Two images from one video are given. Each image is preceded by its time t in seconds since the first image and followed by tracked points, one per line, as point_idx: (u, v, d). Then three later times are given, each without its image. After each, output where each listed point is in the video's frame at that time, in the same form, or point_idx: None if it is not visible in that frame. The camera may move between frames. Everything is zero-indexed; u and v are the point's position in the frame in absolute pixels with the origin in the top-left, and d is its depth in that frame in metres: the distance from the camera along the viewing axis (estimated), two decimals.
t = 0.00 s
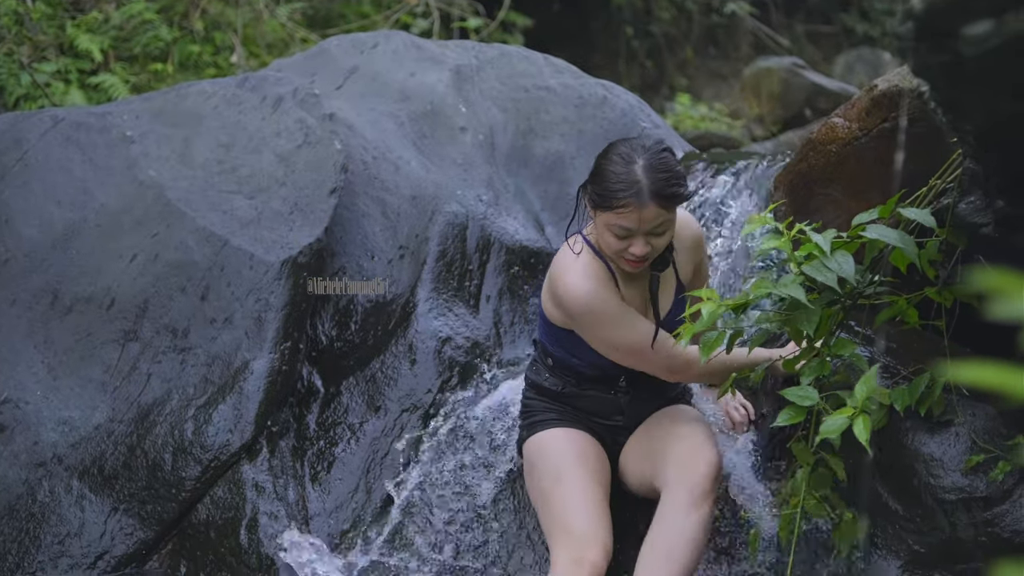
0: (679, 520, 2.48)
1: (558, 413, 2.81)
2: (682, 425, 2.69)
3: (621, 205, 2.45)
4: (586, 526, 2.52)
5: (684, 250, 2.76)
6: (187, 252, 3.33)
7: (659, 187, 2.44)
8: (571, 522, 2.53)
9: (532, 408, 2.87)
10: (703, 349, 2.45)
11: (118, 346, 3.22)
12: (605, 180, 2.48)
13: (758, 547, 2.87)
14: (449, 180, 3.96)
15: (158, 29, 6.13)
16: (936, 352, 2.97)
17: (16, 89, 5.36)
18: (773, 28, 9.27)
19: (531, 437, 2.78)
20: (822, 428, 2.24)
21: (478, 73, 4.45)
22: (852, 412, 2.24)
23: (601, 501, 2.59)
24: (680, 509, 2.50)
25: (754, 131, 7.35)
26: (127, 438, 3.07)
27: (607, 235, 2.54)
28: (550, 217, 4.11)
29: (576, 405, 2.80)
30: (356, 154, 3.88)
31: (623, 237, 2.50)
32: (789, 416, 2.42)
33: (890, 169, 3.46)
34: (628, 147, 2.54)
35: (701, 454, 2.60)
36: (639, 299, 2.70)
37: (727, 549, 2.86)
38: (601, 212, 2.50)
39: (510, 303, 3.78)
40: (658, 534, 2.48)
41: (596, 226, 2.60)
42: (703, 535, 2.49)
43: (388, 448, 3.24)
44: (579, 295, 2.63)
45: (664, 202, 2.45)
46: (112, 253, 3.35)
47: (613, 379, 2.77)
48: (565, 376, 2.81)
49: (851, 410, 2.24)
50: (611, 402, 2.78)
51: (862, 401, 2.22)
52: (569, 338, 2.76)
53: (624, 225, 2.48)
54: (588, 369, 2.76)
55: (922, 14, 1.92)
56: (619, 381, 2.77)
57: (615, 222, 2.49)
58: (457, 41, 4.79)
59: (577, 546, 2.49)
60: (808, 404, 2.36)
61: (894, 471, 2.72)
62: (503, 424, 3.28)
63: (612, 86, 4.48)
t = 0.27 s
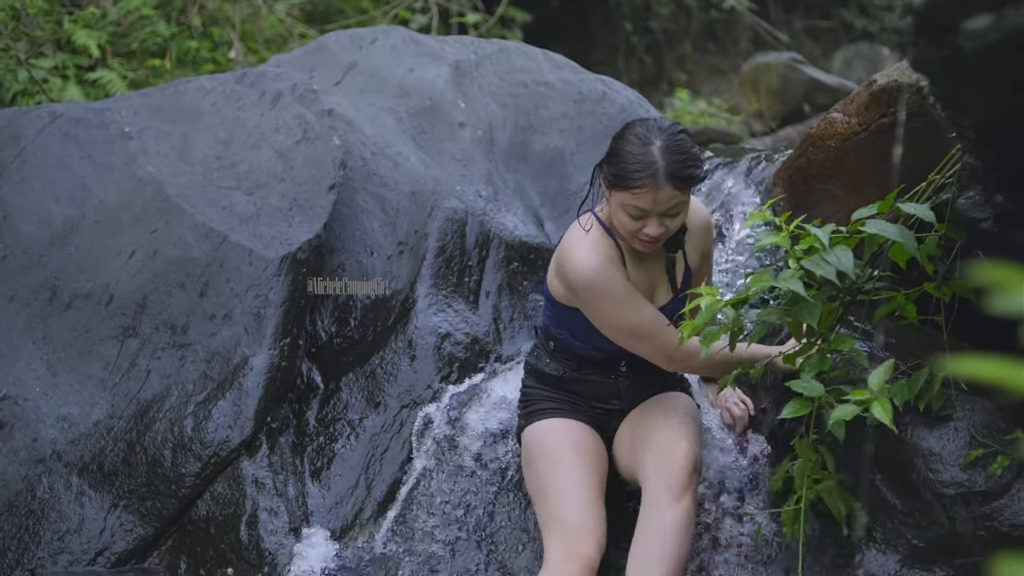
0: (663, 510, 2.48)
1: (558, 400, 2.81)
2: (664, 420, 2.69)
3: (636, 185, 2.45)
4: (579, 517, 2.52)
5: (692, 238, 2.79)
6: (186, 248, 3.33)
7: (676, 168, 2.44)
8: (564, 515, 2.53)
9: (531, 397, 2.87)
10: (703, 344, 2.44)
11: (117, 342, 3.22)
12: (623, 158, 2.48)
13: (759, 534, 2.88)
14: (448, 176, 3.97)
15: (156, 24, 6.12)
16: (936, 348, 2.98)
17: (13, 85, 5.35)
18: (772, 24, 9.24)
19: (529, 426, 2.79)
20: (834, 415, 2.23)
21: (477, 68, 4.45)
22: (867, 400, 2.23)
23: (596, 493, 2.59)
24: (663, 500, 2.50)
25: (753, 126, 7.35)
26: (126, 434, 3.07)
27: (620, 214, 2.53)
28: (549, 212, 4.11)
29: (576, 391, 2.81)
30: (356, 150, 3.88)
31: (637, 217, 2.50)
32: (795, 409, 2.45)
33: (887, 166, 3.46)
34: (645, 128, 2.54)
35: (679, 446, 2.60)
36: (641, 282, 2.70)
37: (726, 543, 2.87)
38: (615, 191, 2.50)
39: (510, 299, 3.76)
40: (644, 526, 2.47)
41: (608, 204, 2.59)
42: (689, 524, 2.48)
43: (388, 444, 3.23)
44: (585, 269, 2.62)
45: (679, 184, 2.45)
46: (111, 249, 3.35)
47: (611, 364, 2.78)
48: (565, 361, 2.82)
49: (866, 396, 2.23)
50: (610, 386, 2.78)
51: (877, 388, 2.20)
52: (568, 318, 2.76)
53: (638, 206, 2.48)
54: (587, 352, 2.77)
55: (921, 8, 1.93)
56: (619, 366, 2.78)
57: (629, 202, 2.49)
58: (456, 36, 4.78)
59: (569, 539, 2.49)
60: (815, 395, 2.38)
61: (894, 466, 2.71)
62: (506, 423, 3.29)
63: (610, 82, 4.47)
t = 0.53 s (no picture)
0: (655, 490, 2.50)
1: (553, 393, 2.81)
2: (655, 400, 2.70)
3: (623, 190, 2.44)
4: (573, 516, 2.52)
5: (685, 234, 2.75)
6: (184, 244, 3.33)
7: (662, 175, 2.43)
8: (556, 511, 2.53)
9: (527, 391, 2.86)
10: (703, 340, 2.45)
11: (116, 339, 3.22)
12: (609, 163, 2.47)
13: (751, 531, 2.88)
14: (446, 172, 3.96)
15: (153, 21, 6.11)
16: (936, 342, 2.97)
17: (10, 82, 5.35)
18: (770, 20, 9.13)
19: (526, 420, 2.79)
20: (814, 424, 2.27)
21: (475, 64, 4.44)
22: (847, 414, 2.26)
23: (590, 490, 2.59)
24: (654, 479, 2.52)
25: (752, 122, 7.35)
26: (126, 431, 3.07)
27: (607, 216, 2.53)
28: (547, 208, 4.10)
29: (570, 383, 2.80)
30: (354, 146, 3.89)
31: (624, 221, 2.50)
32: (782, 411, 2.42)
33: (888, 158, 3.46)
34: (635, 130, 2.52)
35: (670, 425, 2.62)
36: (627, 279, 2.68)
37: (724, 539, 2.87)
38: (602, 194, 2.50)
39: (509, 296, 3.74)
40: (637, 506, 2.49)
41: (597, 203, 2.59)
42: (681, 502, 2.50)
43: (388, 441, 3.23)
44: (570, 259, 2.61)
45: (666, 190, 2.45)
46: (110, 246, 3.34)
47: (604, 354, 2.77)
48: (558, 353, 2.81)
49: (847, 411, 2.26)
50: (601, 376, 2.77)
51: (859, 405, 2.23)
52: (556, 311, 2.75)
53: (625, 210, 2.48)
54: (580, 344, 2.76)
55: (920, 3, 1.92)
56: (613, 357, 2.77)
57: (615, 206, 2.48)
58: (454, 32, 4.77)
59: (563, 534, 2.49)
60: (801, 399, 2.36)
61: (893, 461, 2.70)
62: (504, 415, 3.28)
63: (609, 78, 4.46)
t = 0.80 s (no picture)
0: (632, 494, 2.50)
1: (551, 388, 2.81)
2: (619, 414, 2.69)
3: (623, 183, 2.44)
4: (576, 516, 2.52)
5: (687, 231, 2.73)
6: (184, 243, 3.32)
7: (663, 170, 2.43)
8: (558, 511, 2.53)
9: (524, 388, 2.86)
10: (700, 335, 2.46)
11: (115, 337, 3.22)
12: (611, 155, 2.46)
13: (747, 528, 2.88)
14: (446, 169, 3.96)
15: (152, 18, 6.10)
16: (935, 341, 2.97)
17: (9, 80, 5.35)
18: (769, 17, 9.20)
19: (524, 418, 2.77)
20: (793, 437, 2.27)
21: (475, 62, 4.44)
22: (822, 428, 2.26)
23: (591, 489, 2.59)
24: (630, 483, 2.52)
25: (751, 119, 7.35)
26: (125, 429, 3.07)
27: (606, 209, 2.53)
28: (547, 206, 4.11)
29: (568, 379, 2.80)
30: (353, 144, 3.89)
31: (622, 214, 2.49)
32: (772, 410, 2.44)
33: (889, 156, 3.43)
34: (638, 125, 2.52)
35: (642, 429, 2.62)
36: (621, 274, 2.66)
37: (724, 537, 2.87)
38: (602, 186, 2.49)
39: (508, 293, 3.74)
40: (615, 511, 2.49)
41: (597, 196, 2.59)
42: (658, 505, 2.50)
43: (387, 438, 3.23)
44: (553, 249, 2.62)
45: (666, 186, 2.44)
46: (109, 244, 3.34)
47: (603, 350, 2.77)
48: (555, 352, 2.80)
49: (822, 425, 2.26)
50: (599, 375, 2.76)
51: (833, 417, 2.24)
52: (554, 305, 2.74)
53: (624, 203, 2.47)
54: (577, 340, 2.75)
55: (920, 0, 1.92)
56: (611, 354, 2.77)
57: (614, 199, 2.48)
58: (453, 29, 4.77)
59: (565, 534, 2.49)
60: (790, 401, 2.37)
61: (893, 460, 2.70)
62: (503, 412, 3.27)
63: (609, 75, 4.46)
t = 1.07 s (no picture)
0: (628, 494, 2.47)
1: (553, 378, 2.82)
2: (615, 418, 2.66)
3: (632, 174, 2.45)
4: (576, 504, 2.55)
5: (694, 222, 2.73)
6: (184, 242, 3.32)
7: (673, 163, 2.44)
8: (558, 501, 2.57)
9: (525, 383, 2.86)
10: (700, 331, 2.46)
11: (116, 336, 3.22)
12: (622, 147, 2.47)
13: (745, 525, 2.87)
14: (446, 168, 3.96)
15: (152, 17, 6.10)
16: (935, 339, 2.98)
17: (9, 79, 5.35)
18: (768, 15, 9.11)
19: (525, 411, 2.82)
20: (800, 430, 2.31)
21: (475, 61, 4.44)
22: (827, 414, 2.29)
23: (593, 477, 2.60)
24: (626, 483, 2.49)
25: (751, 118, 7.35)
26: (126, 428, 3.07)
27: (616, 198, 2.54)
28: (547, 205, 4.11)
29: (570, 369, 2.82)
30: (353, 143, 3.88)
31: (631, 205, 2.50)
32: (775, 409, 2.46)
33: (889, 153, 3.44)
34: (649, 118, 2.53)
35: (638, 429, 2.59)
36: (629, 262, 2.67)
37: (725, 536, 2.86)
38: (613, 176, 2.51)
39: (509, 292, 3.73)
40: (612, 511, 2.46)
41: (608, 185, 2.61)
42: (655, 505, 2.47)
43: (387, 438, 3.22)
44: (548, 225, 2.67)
45: (676, 178, 2.45)
46: (109, 243, 3.34)
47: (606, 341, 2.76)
48: (559, 339, 2.82)
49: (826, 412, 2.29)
50: (602, 363, 2.78)
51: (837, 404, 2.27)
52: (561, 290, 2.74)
53: (633, 194, 2.49)
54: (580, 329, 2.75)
55: None
56: (613, 346, 2.77)
57: (624, 189, 2.49)
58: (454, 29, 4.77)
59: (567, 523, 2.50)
60: (791, 397, 2.37)
61: (894, 459, 2.69)
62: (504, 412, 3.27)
63: (608, 74, 4.47)
